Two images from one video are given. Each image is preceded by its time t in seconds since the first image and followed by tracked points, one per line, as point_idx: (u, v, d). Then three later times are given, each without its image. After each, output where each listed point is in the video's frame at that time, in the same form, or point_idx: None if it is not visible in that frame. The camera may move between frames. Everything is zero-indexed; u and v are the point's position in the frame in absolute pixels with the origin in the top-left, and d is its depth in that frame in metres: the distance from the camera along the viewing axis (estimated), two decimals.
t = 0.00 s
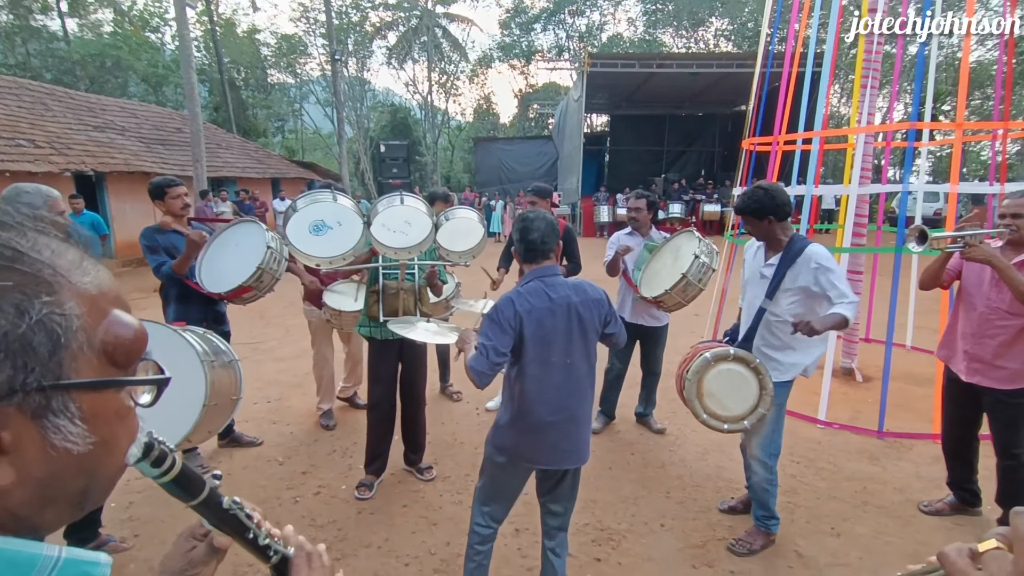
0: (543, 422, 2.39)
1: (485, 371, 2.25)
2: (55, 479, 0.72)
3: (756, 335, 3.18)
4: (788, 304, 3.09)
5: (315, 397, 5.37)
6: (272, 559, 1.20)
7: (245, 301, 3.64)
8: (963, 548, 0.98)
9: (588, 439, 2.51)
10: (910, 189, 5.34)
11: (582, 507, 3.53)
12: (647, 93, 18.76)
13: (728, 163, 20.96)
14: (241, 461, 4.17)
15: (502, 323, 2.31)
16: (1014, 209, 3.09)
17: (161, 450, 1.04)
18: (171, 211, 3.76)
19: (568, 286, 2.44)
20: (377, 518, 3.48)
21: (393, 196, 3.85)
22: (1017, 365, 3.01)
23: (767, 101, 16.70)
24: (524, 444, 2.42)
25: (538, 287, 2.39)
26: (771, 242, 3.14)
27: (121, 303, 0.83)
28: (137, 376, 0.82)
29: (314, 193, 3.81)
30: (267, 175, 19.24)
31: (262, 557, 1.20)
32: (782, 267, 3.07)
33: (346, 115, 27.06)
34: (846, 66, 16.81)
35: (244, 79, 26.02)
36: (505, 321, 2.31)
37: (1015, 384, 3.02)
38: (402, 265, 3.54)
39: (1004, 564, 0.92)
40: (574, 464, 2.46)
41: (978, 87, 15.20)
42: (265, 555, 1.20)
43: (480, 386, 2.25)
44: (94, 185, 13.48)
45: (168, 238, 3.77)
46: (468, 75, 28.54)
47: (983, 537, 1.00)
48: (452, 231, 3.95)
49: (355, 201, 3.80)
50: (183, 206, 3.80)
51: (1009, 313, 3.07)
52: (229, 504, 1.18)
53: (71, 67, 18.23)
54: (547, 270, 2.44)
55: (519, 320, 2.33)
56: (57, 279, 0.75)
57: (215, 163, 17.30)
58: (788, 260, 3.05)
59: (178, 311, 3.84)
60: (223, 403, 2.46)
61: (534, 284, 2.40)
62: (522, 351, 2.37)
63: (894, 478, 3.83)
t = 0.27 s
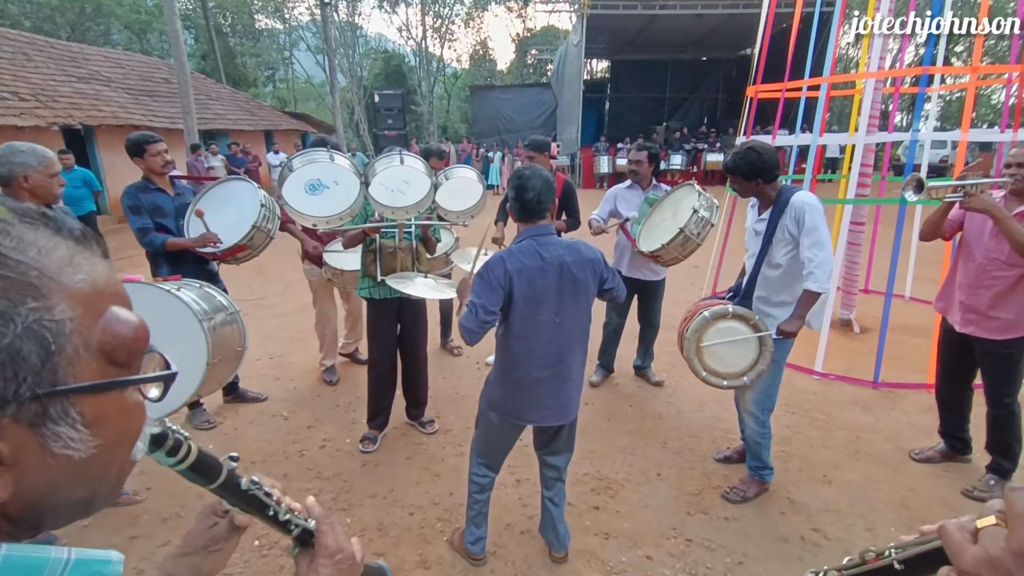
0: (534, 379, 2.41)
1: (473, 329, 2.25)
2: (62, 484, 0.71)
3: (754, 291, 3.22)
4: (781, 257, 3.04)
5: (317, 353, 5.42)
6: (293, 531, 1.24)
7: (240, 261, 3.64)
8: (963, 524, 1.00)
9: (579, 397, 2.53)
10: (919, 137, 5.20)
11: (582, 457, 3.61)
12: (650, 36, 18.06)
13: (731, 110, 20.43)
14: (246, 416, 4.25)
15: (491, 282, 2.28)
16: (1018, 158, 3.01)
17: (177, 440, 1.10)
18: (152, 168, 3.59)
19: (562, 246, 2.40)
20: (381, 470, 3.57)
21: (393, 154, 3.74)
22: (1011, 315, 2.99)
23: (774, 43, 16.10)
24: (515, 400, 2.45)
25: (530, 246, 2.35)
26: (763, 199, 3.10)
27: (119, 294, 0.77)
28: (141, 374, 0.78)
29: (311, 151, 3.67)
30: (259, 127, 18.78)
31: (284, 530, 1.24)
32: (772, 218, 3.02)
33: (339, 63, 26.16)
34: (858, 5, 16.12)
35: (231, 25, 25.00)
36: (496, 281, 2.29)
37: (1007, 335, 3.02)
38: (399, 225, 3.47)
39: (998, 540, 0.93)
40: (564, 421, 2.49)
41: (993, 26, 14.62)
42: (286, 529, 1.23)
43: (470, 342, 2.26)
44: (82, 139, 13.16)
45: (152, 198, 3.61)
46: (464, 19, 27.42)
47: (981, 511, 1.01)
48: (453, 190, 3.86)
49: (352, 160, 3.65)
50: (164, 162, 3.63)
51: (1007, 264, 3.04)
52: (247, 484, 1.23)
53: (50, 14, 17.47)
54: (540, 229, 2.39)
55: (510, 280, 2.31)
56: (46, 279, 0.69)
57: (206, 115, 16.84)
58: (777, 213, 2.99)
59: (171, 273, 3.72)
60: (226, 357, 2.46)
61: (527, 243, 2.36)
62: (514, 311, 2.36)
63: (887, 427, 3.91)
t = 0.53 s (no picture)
0: (525, 357, 2.40)
1: (464, 309, 2.23)
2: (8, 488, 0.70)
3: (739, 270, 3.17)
4: (772, 236, 3.02)
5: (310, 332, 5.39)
6: (285, 506, 1.28)
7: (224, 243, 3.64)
8: (960, 511, 1.00)
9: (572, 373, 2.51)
10: (915, 107, 5.13)
11: (576, 433, 3.63)
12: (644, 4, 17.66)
13: (726, 80, 20.16)
14: (240, 396, 4.23)
15: (480, 261, 2.25)
16: (1013, 127, 2.96)
17: (144, 428, 1.07)
18: (124, 148, 3.46)
19: (551, 222, 2.35)
20: (376, 448, 3.58)
21: (379, 125, 3.66)
22: (1002, 287, 2.99)
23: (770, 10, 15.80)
24: (506, 377, 2.44)
25: (518, 223, 2.30)
26: (757, 175, 3.06)
27: (52, 285, 0.74)
28: (86, 367, 0.75)
29: (295, 125, 3.62)
30: (245, 101, 18.35)
31: (275, 505, 1.28)
32: (767, 195, 2.98)
33: (325, 33, 25.47)
34: None
35: None
36: (484, 260, 2.26)
37: (996, 306, 3.03)
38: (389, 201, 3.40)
39: (996, 529, 0.93)
40: (557, 397, 2.48)
41: None
42: (277, 505, 1.27)
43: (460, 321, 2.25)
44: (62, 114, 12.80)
45: (129, 180, 3.50)
46: None
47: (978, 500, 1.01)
48: (442, 162, 3.75)
49: (337, 133, 3.61)
50: (135, 141, 3.50)
51: (997, 236, 3.04)
52: (229, 467, 1.24)
53: None
54: (528, 205, 2.34)
55: (498, 258, 2.27)
56: None
57: (190, 89, 16.41)
58: (773, 190, 2.96)
59: (154, 258, 3.67)
60: (216, 342, 2.45)
61: (515, 220, 2.31)
62: (503, 289, 2.33)
63: (878, 399, 3.95)
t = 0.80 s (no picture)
0: (517, 345, 2.39)
1: (457, 297, 2.21)
2: (9, 476, 0.72)
3: (726, 247, 3.15)
4: (751, 215, 3.01)
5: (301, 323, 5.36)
6: (259, 489, 1.30)
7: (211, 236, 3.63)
8: (933, 507, 1.02)
9: (563, 361, 2.51)
10: (906, 92, 5.13)
11: (569, 422, 3.65)
12: None
13: (718, 66, 20.07)
14: (232, 389, 4.21)
15: (472, 249, 2.23)
16: (999, 112, 2.99)
17: (118, 418, 1.06)
18: (103, 140, 3.40)
19: (544, 210, 2.32)
20: (370, 440, 3.58)
21: (368, 116, 3.55)
22: (986, 275, 3.02)
23: None
24: (498, 365, 2.44)
25: (510, 211, 2.27)
26: (742, 151, 3.04)
27: (30, 277, 0.76)
28: (74, 354, 0.77)
29: (282, 113, 3.54)
30: (232, 89, 18.05)
31: (248, 489, 1.30)
32: (748, 173, 2.96)
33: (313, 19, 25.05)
34: None
35: None
36: (477, 248, 2.23)
37: (980, 294, 3.06)
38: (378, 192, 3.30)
39: (972, 526, 0.94)
40: (548, 385, 2.48)
41: None
42: (251, 488, 1.30)
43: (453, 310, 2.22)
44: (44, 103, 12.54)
45: (110, 173, 3.45)
46: None
47: (951, 495, 1.02)
48: (433, 155, 3.67)
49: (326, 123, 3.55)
50: (114, 133, 3.44)
51: (982, 222, 3.06)
52: (202, 451, 1.25)
53: None
54: (522, 193, 2.31)
55: (491, 246, 2.25)
56: None
57: (174, 76, 16.11)
58: (752, 170, 2.94)
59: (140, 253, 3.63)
60: (202, 341, 2.45)
61: (507, 207, 2.28)
62: (496, 277, 2.30)
63: (867, 385, 3.98)
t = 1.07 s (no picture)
0: (509, 340, 2.40)
1: (451, 294, 2.21)
2: None
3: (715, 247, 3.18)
4: (739, 216, 3.04)
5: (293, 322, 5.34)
6: (214, 478, 1.36)
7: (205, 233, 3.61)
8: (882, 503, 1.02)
9: (554, 354, 2.53)
10: (894, 90, 5.18)
11: (562, 420, 3.67)
12: None
13: (709, 62, 20.13)
14: (224, 389, 4.19)
15: (464, 246, 2.23)
16: (985, 109, 3.02)
17: (71, 417, 1.13)
18: (92, 140, 3.37)
19: (535, 206, 2.33)
20: (363, 439, 3.58)
21: (355, 117, 3.53)
22: (973, 272, 3.06)
23: None
24: (490, 360, 2.45)
25: (502, 207, 2.27)
26: (732, 150, 3.08)
27: None
28: (23, 362, 0.99)
29: (268, 113, 3.55)
30: (221, 85, 17.89)
31: (202, 478, 1.34)
32: (737, 173, 2.98)
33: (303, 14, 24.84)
34: None
35: None
36: (470, 244, 2.23)
37: (965, 291, 3.11)
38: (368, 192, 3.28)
39: (924, 525, 0.94)
40: (540, 379, 2.50)
41: None
42: (206, 477, 1.35)
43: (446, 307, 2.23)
44: (30, 100, 12.38)
45: (100, 174, 3.41)
46: None
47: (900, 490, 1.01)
48: (422, 156, 3.66)
49: (313, 124, 3.57)
50: (103, 132, 3.41)
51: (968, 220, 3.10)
52: (156, 445, 1.32)
53: None
54: (513, 189, 2.31)
55: (483, 242, 2.25)
56: None
57: (163, 73, 15.95)
58: (740, 171, 2.96)
59: (132, 254, 3.60)
60: (189, 339, 2.44)
61: (499, 204, 2.28)
62: (488, 272, 2.31)
63: (856, 380, 4.03)
